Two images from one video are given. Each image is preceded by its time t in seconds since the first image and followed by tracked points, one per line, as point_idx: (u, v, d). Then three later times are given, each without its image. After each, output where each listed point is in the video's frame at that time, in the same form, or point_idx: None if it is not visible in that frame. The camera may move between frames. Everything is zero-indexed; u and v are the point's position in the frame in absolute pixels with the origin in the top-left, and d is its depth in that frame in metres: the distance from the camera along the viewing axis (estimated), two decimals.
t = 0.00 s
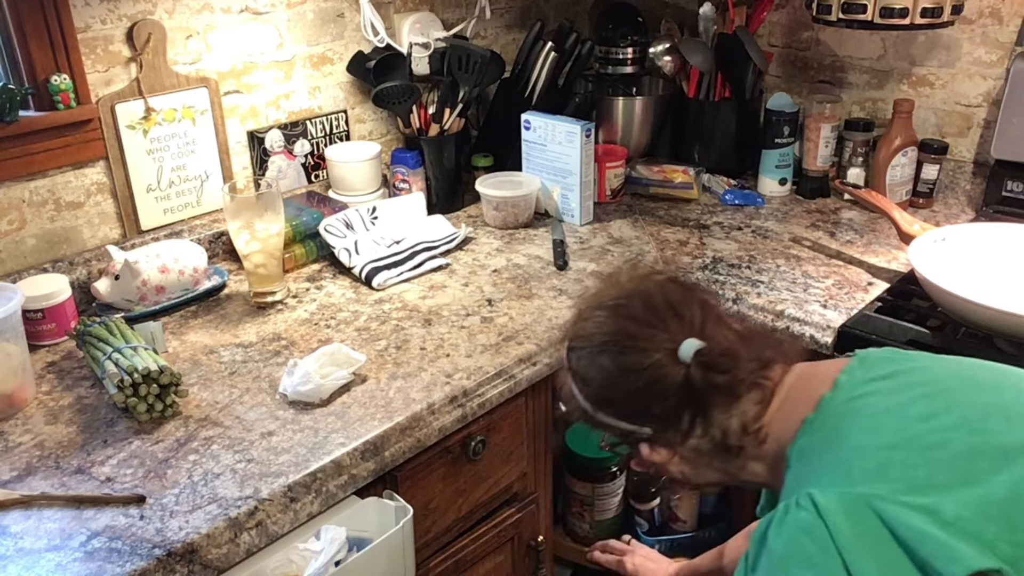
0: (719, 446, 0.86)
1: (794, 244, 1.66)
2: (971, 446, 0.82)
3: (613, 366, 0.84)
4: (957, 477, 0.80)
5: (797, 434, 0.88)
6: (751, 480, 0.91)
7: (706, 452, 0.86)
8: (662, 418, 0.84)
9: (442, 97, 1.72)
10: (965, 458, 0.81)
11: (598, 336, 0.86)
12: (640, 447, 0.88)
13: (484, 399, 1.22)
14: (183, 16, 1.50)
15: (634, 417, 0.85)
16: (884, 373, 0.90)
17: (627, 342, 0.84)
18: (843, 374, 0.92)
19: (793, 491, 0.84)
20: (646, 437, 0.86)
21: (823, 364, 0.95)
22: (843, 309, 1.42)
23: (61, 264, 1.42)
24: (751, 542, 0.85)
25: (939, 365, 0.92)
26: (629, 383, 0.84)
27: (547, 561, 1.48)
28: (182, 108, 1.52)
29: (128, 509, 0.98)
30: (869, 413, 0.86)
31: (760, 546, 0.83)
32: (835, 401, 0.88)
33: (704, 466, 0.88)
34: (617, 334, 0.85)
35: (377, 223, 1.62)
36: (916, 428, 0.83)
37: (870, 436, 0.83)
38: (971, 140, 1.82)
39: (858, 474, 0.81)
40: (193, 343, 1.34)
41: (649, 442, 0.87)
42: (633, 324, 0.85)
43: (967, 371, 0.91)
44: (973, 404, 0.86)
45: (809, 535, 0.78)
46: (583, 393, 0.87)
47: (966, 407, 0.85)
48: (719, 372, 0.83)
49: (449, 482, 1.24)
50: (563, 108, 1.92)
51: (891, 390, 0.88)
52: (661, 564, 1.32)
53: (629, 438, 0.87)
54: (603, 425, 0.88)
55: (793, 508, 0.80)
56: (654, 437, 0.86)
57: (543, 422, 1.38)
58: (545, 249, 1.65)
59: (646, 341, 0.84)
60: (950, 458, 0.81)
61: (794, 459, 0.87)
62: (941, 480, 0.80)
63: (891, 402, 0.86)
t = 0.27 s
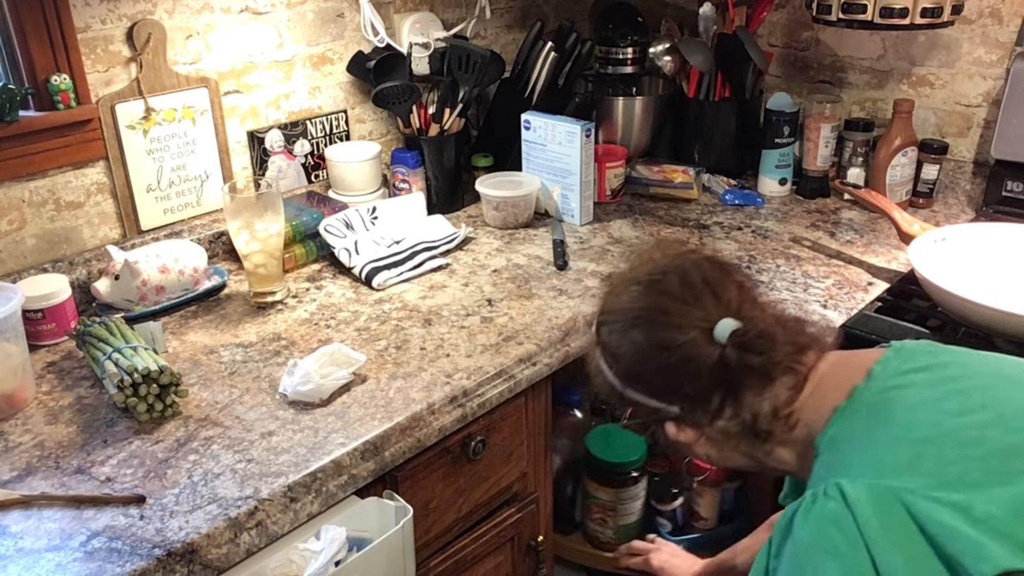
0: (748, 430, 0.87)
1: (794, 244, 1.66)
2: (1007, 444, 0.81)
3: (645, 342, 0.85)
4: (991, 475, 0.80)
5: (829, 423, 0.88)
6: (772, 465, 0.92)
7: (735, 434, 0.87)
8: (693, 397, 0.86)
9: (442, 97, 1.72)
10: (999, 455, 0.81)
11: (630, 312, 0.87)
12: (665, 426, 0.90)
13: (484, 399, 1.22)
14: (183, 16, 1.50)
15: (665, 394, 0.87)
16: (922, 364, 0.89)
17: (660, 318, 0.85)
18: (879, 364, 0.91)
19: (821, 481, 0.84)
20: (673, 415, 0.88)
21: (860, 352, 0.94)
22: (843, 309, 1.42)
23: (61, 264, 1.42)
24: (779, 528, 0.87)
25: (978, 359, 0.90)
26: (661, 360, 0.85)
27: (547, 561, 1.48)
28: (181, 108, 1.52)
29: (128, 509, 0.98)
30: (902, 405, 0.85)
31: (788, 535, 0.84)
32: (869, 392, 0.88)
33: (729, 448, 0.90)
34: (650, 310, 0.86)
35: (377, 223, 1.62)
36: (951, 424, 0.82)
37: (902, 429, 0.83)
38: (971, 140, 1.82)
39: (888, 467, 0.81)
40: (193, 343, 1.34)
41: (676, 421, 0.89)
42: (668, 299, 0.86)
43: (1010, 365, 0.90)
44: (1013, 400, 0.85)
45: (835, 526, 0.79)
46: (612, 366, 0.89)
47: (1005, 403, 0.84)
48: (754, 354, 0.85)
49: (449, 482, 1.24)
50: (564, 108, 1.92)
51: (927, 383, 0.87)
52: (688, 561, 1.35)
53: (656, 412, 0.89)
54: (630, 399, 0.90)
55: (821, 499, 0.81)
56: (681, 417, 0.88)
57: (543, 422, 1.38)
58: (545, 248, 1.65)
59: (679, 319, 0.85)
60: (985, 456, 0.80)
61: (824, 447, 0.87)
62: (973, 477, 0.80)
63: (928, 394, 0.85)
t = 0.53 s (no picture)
0: (774, 418, 0.90)
1: (794, 244, 1.66)
2: None
3: (669, 323, 0.88)
4: None
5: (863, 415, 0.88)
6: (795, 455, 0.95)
7: (760, 422, 0.91)
8: (717, 382, 0.89)
9: (442, 97, 1.72)
10: None
11: (656, 295, 0.89)
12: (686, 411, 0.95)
13: (484, 399, 1.22)
14: (183, 16, 1.50)
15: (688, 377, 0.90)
16: (960, 358, 0.89)
17: (684, 300, 0.88)
18: (915, 356, 0.90)
19: (858, 475, 0.84)
20: (695, 399, 0.92)
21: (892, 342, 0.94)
22: (843, 309, 1.42)
23: (61, 264, 1.42)
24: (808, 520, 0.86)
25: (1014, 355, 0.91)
26: (683, 342, 0.88)
27: (547, 562, 1.48)
28: (182, 108, 1.52)
29: (128, 509, 0.98)
30: (944, 401, 0.85)
31: (822, 531, 0.83)
32: (908, 386, 0.87)
33: (752, 437, 0.94)
34: (675, 292, 0.89)
35: (377, 223, 1.62)
36: (995, 424, 0.82)
37: (945, 425, 0.83)
38: (971, 140, 1.82)
39: (930, 464, 0.80)
40: (193, 343, 1.34)
41: (696, 408, 0.93)
42: (695, 284, 0.89)
43: None
44: None
45: (877, 526, 0.78)
46: (635, 348, 0.92)
47: None
48: (784, 336, 0.86)
49: (449, 482, 1.24)
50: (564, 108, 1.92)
51: (968, 377, 0.87)
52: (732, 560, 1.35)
53: (678, 394, 0.92)
54: (653, 380, 0.93)
55: (863, 496, 0.80)
56: (702, 402, 0.92)
57: (543, 422, 1.38)
58: (545, 248, 1.65)
59: (702, 301, 0.87)
60: None
61: (858, 440, 0.87)
62: (1016, 480, 0.80)
63: (970, 391, 0.85)
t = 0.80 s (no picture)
0: (784, 430, 0.89)
1: (794, 244, 1.66)
2: None
3: (673, 333, 0.85)
4: None
5: (880, 427, 0.88)
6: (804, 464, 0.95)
7: (768, 434, 0.90)
8: (724, 395, 0.87)
9: (442, 97, 1.72)
10: None
11: (657, 304, 0.86)
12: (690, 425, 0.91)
13: (484, 399, 1.22)
14: (183, 16, 1.50)
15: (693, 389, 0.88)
16: (977, 368, 0.89)
17: (686, 308, 0.85)
18: (930, 365, 0.91)
19: (883, 491, 0.83)
20: (699, 412, 0.89)
21: (901, 350, 0.95)
22: (843, 309, 1.42)
23: (61, 263, 1.42)
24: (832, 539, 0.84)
25: None
26: (687, 352, 0.85)
27: (547, 562, 1.48)
28: (181, 108, 1.52)
29: (128, 509, 0.98)
30: (967, 413, 0.84)
31: (850, 554, 0.81)
32: (926, 397, 0.87)
33: (760, 450, 0.92)
34: (676, 300, 0.86)
35: (377, 223, 1.62)
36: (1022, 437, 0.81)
37: (972, 440, 0.82)
38: (971, 140, 1.82)
39: (962, 481, 0.79)
40: (193, 343, 1.34)
41: (701, 421, 0.90)
42: (698, 290, 0.86)
43: None
44: None
45: (909, 547, 0.76)
46: (636, 360, 0.89)
47: None
48: (796, 343, 0.84)
49: (449, 482, 1.24)
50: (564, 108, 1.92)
51: (988, 388, 0.86)
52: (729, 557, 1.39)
53: (681, 406, 0.90)
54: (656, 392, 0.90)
55: (892, 517, 0.79)
56: (707, 416, 0.90)
57: (542, 421, 1.38)
58: (545, 248, 1.65)
59: (706, 308, 0.85)
60: None
61: (879, 455, 0.86)
62: None
63: (993, 403, 0.84)
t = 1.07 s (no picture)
0: (780, 445, 0.88)
1: (794, 244, 1.66)
2: None
3: (665, 345, 0.85)
4: None
5: (880, 443, 0.88)
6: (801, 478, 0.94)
7: (764, 448, 0.89)
8: (718, 409, 0.86)
9: (442, 97, 1.72)
10: None
11: (649, 317, 0.86)
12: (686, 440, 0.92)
13: (484, 399, 1.22)
14: (183, 16, 1.50)
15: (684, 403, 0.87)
16: (977, 380, 0.89)
17: (679, 321, 0.85)
18: (929, 378, 0.90)
19: (885, 509, 0.82)
20: (694, 426, 0.89)
21: (899, 361, 0.95)
22: (843, 309, 1.41)
23: (61, 263, 1.42)
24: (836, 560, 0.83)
25: None
26: (681, 366, 0.84)
27: (547, 562, 1.48)
28: (182, 108, 1.52)
29: (128, 509, 0.98)
30: (969, 427, 0.84)
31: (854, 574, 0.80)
32: (926, 410, 0.87)
33: (756, 465, 0.92)
34: (668, 312, 0.85)
35: (377, 223, 1.62)
36: None
37: (976, 456, 0.81)
38: (971, 140, 1.82)
39: (966, 500, 0.78)
40: (193, 343, 1.34)
41: (696, 437, 0.90)
42: (690, 303, 0.85)
43: None
44: None
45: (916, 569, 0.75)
46: (628, 375, 0.88)
47: None
48: (790, 356, 0.84)
49: (449, 482, 1.24)
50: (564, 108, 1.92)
51: (989, 401, 0.86)
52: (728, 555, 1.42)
53: (675, 422, 0.89)
54: (648, 408, 0.89)
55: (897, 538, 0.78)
56: (701, 429, 0.89)
57: (542, 421, 1.38)
58: (545, 249, 1.65)
59: (699, 321, 0.84)
60: None
61: (880, 472, 0.86)
62: None
63: (994, 417, 0.84)
